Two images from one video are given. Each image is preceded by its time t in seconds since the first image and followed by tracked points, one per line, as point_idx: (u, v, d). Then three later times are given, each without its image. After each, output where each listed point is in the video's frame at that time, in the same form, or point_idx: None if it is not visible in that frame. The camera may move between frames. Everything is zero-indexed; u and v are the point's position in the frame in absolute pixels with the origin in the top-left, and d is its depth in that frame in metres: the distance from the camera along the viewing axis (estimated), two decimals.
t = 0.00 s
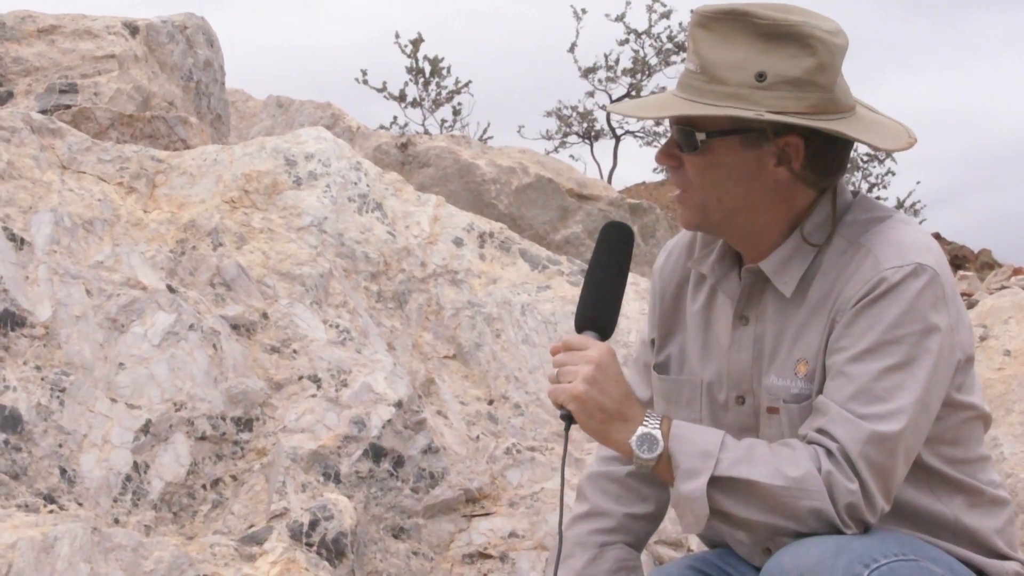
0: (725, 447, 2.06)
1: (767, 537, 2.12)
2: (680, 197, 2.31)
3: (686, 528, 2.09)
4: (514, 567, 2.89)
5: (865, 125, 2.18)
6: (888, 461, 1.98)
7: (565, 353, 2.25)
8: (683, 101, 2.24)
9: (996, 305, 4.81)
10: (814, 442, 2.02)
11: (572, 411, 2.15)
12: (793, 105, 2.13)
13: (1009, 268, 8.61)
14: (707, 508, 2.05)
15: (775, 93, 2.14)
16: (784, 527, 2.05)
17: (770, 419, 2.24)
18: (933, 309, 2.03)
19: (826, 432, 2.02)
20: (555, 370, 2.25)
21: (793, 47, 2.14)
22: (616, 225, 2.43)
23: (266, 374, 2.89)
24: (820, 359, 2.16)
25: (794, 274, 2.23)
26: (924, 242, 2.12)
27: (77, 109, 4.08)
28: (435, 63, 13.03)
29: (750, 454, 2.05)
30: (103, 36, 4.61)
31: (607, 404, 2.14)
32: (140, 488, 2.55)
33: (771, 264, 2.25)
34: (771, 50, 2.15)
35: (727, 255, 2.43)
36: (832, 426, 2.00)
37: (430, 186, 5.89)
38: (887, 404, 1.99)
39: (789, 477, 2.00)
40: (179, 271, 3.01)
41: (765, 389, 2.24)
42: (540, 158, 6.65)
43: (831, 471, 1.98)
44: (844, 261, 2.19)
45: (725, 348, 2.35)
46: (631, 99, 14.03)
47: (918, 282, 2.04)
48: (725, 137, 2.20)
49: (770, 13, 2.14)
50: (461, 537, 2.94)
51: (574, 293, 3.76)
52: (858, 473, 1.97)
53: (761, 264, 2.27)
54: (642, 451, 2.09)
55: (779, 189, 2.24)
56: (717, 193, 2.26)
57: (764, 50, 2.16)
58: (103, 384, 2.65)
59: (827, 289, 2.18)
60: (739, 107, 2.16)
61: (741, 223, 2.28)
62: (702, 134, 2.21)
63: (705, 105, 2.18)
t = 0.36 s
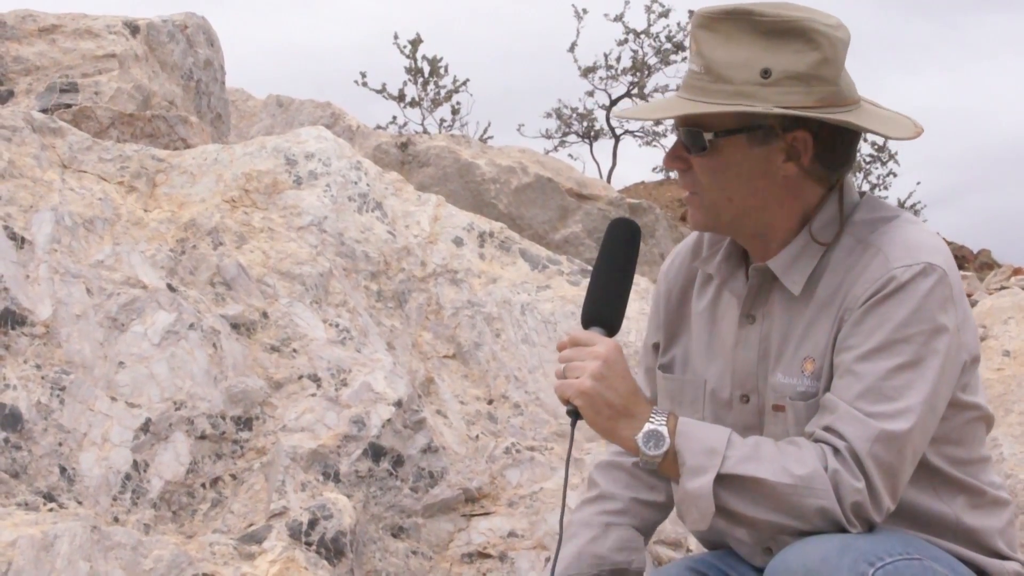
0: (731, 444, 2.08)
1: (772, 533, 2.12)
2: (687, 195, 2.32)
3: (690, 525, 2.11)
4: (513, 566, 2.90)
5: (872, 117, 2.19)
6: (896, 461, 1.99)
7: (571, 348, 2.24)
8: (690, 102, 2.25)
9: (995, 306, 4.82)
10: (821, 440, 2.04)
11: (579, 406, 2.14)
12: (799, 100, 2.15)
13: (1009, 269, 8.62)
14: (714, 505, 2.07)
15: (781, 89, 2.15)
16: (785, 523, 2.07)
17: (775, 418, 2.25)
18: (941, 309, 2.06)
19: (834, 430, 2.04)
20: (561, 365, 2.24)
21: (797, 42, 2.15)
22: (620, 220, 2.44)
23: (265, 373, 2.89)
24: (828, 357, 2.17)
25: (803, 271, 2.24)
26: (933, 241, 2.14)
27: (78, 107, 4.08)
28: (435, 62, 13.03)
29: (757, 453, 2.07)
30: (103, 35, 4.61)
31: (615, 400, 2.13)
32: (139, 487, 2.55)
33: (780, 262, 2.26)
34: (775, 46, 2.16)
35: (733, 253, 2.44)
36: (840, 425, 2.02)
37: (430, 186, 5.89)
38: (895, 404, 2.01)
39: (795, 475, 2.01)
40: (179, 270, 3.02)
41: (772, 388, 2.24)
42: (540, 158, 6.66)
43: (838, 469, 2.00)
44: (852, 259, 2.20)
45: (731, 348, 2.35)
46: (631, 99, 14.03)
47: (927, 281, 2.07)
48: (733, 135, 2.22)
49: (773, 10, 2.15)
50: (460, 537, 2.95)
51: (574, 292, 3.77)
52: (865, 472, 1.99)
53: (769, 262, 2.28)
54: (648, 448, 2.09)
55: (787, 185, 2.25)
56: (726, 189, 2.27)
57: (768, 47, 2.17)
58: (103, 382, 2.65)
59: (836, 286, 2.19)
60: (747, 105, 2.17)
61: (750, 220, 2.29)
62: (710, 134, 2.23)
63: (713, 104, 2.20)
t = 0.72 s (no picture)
0: (735, 445, 2.14)
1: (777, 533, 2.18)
2: (692, 200, 2.40)
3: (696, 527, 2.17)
4: (512, 566, 2.89)
5: (864, 115, 2.25)
6: (902, 463, 2.07)
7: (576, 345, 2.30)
8: (684, 110, 2.32)
9: (994, 308, 4.84)
10: (827, 441, 2.11)
11: (583, 404, 2.21)
12: (787, 102, 2.21)
13: (1008, 270, 8.62)
14: (718, 506, 2.12)
15: (768, 93, 2.22)
16: (784, 525, 2.14)
17: (781, 417, 2.34)
18: (950, 314, 2.13)
19: (841, 431, 2.10)
20: (567, 361, 2.30)
21: (782, 45, 2.22)
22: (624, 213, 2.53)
23: (264, 372, 2.89)
24: (834, 358, 2.26)
25: (812, 274, 2.32)
26: (941, 246, 2.23)
27: (77, 106, 4.08)
28: (433, 62, 13.02)
29: (762, 454, 2.13)
30: (102, 34, 4.61)
31: (619, 397, 2.19)
32: (137, 486, 2.55)
33: (789, 264, 2.34)
34: (761, 51, 2.23)
35: (742, 253, 2.53)
36: (846, 425, 2.09)
37: (428, 186, 5.88)
38: (902, 406, 2.08)
39: (799, 475, 2.08)
40: (178, 269, 3.01)
41: (778, 386, 2.33)
42: (539, 158, 6.65)
43: (843, 471, 2.06)
44: (861, 262, 2.28)
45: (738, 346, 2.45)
46: (629, 100, 14.03)
47: (938, 285, 2.14)
48: (726, 141, 2.29)
49: (757, 14, 2.22)
50: (458, 537, 2.94)
51: (573, 293, 3.77)
52: (871, 474, 2.06)
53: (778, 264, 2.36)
54: (653, 447, 2.14)
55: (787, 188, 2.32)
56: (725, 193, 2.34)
57: (754, 52, 2.24)
58: (101, 381, 2.65)
59: (846, 288, 2.28)
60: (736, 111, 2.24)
61: (752, 221, 2.36)
62: (703, 141, 2.30)
63: (703, 111, 2.27)
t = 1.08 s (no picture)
0: (743, 446, 2.16)
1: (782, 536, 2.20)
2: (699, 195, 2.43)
3: (705, 523, 2.20)
4: (515, 569, 2.92)
5: (878, 120, 2.27)
6: (908, 464, 2.08)
7: (582, 346, 2.29)
8: (698, 102, 2.34)
9: (995, 309, 4.87)
10: (834, 443, 2.12)
11: (591, 405, 2.19)
12: (804, 100, 2.23)
13: (1009, 272, 8.64)
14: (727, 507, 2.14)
15: (785, 90, 2.24)
16: (793, 528, 2.15)
17: (786, 419, 2.36)
18: (956, 315, 2.14)
19: (847, 433, 2.11)
20: (573, 362, 2.29)
21: (802, 44, 2.24)
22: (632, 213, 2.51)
23: (268, 375, 2.89)
24: (840, 361, 2.27)
25: (816, 277, 2.34)
26: (946, 248, 2.24)
27: (80, 110, 4.11)
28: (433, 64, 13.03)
29: (769, 454, 2.14)
30: (104, 38, 4.62)
31: (627, 398, 2.18)
32: (142, 490, 2.55)
33: (793, 266, 2.36)
34: (781, 48, 2.26)
35: (746, 253, 2.54)
36: (853, 427, 2.10)
37: (430, 189, 5.90)
38: (908, 408, 2.09)
39: (806, 477, 2.09)
40: (182, 273, 3.01)
41: (783, 388, 2.35)
42: (540, 160, 6.67)
43: (850, 472, 2.07)
44: (865, 264, 2.29)
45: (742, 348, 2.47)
46: (630, 102, 14.05)
47: (944, 286, 2.15)
48: (739, 136, 2.32)
49: (779, 11, 2.24)
50: (462, 540, 2.96)
51: (575, 295, 3.79)
52: (878, 476, 2.07)
53: (783, 265, 2.38)
54: (660, 447, 2.15)
55: (795, 187, 2.34)
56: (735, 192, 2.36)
57: (775, 49, 2.26)
58: (105, 385, 2.65)
59: (851, 290, 2.28)
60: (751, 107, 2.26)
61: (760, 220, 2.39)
62: (716, 134, 2.33)
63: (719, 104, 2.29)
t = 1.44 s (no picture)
0: (746, 451, 2.16)
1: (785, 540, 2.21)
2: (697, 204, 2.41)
3: (709, 531, 2.20)
4: (520, 570, 2.92)
5: (873, 121, 2.28)
6: (911, 466, 2.09)
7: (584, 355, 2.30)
8: (693, 112, 2.33)
9: (999, 312, 4.87)
10: (835, 446, 2.13)
11: (593, 413, 2.21)
12: (801, 106, 2.24)
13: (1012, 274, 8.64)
14: (729, 512, 2.15)
15: (782, 97, 2.24)
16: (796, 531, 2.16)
17: (789, 423, 2.37)
18: (957, 316, 2.15)
19: (849, 436, 2.12)
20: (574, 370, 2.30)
21: (796, 49, 2.24)
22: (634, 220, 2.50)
23: (273, 377, 2.89)
24: (841, 364, 2.28)
25: (817, 280, 2.34)
26: (948, 249, 2.24)
27: (84, 112, 4.09)
28: (436, 67, 13.04)
29: (771, 458, 2.15)
30: (109, 40, 4.62)
31: (627, 406, 2.19)
32: (147, 491, 2.55)
33: (794, 270, 2.36)
34: (775, 55, 2.25)
35: (746, 258, 2.54)
36: (855, 430, 2.11)
37: (434, 191, 5.91)
38: (910, 410, 2.10)
39: (810, 480, 2.10)
40: (187, 275, 3.01)
41: (785, 392, 2.36)
42: (544, 162, 6.67)
43: (853, 475, 2.08)
44: (866, 266, 2.30)
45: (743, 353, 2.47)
46: (633, 104, 14.05)
47: (944, 288, 2.16)
48: (736, 144, 2.30)
49: (771, 17, 2.24)
50: (466, 541, 2.97)
51: (580, 297, 3.80)
52: (881, 478, 2.08)
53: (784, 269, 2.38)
54: (662, 454, 2.16)
55: (794, 192, 2.34)
56: (733, 199, 2.36)
57: (767, 56, 2.26)
58: (110, 386, 2.65)
59: (852, 294, 2.29)
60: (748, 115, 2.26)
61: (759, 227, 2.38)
62: (713, 143, 2.32)
63: (717, 114, 2.28)
